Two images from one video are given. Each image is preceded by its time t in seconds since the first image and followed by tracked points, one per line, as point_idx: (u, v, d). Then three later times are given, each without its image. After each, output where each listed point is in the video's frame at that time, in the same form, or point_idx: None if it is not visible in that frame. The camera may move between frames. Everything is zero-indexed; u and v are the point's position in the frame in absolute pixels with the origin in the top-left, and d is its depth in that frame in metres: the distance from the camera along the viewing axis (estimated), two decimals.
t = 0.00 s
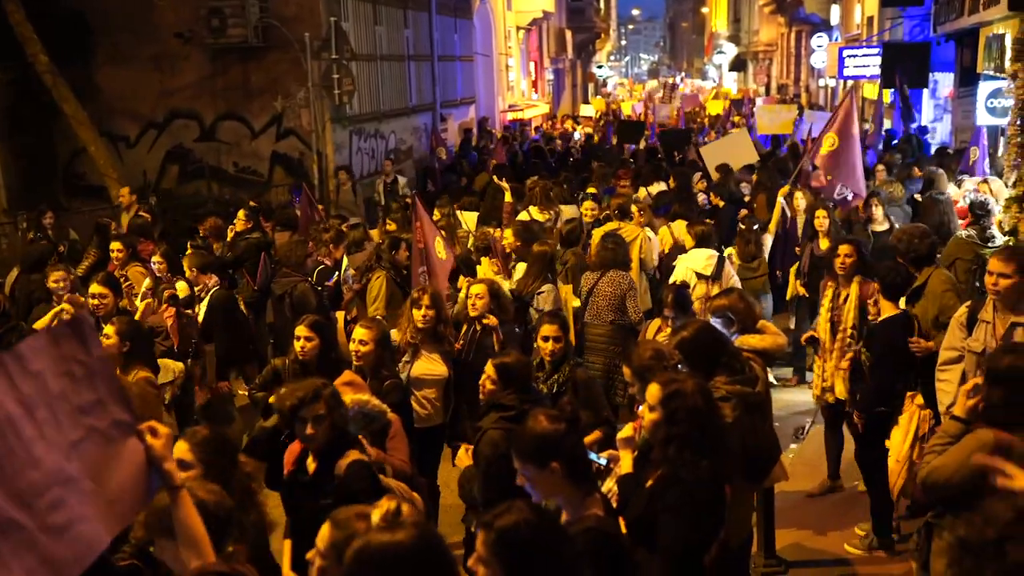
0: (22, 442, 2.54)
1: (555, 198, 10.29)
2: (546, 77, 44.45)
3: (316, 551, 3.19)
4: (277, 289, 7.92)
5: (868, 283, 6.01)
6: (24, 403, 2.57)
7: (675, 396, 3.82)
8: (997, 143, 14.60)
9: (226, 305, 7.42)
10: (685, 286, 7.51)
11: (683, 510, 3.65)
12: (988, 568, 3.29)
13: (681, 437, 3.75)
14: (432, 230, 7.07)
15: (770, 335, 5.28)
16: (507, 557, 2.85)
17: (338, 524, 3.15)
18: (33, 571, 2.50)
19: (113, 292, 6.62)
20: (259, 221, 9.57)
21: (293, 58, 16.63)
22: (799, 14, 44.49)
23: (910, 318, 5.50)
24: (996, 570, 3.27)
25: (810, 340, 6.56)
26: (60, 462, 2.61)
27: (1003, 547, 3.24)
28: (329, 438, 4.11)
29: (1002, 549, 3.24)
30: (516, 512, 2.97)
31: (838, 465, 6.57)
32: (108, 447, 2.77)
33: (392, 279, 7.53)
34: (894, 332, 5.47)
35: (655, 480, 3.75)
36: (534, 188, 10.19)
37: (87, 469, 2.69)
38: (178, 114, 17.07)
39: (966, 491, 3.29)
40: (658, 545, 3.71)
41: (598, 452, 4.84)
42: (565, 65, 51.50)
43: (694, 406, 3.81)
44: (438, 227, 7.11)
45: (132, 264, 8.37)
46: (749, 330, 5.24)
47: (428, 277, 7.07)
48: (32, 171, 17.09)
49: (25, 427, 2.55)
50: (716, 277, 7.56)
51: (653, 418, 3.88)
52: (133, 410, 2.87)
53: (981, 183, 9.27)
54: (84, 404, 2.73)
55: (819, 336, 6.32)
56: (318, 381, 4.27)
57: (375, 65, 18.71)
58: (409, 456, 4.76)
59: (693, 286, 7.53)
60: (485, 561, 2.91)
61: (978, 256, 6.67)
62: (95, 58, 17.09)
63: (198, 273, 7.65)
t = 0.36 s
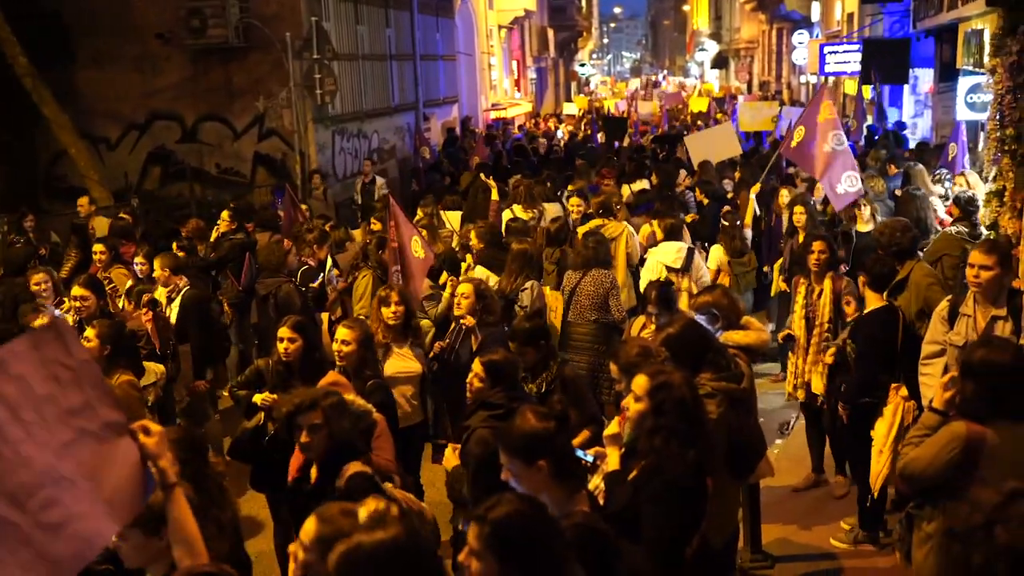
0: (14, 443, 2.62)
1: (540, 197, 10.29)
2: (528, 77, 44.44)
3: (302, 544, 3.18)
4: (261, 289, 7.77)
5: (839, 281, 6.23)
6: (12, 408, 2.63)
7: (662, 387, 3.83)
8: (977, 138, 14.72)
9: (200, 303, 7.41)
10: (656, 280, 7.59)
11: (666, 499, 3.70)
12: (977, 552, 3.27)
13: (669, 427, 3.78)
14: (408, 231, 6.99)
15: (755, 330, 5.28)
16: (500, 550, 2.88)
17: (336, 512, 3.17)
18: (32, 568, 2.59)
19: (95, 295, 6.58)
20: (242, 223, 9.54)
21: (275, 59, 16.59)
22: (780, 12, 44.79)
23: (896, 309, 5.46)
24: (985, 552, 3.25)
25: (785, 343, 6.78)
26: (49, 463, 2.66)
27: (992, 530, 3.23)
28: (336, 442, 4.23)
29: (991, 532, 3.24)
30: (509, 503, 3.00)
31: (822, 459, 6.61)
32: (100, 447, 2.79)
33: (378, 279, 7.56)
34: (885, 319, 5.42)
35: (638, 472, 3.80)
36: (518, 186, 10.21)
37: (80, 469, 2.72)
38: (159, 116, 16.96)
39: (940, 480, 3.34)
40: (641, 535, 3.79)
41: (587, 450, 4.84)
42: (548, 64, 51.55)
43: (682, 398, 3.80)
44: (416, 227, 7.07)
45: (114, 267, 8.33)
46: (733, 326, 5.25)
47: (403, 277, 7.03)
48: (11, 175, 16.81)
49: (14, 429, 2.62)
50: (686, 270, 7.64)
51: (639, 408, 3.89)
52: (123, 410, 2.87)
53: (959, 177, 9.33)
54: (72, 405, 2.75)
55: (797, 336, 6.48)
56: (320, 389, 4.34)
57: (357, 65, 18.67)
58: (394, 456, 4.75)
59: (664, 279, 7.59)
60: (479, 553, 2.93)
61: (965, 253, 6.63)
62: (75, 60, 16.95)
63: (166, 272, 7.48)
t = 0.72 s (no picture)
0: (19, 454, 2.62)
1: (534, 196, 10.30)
2: (522, 75, 44.45)
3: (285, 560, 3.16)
4: (255, 290, 7.73)
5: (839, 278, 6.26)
6: (12, 417, 2.62)
7: (655, 386, 3.84)
8: (969, 134, 14.76)
9: (184, 303, 7.39)
10: (645, 275, 7.60)
11: (659, 496, 3.71)
12: (977, 547, 3.14)
13: (661, 425, 3.81)
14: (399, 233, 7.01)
15: (750, 329, 5.28)
16: (500, 547, 2.88)
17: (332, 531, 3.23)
18: None
19: (88, 296, 6.56)
20: (236, 223, 9.53)
21: (267, 59, 16.54)
22: (772, 9, 44.92)
23: (888, 305, 5.48)
24: (985, 548, 3.13)
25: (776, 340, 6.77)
26: (48, 475, 2.66)
27: (991, 525, 3.14)
28: (332, 449, 4.22)
29: (991, 527, 3.14)
30: (509, 499, 2.98)
31: (817, 457, 6.63)
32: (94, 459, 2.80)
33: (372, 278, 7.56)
34: (878, 317, 5.43)
35: (631, 469, 3.79)
36: (513, 185, 10.22)
37: (76, 481, 2.73)
38: (152, 116, 16.92)
39: (936, 478, 3.35)
40: (635, 533, 3.76)
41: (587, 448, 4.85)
42: (541, 62, 51.56)
43: (676, 396, 3.83)
44: (407, 227, 7.05)
45: (109, 268, 8.32)
46: (728, 324, 5.26)
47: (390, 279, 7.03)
48: (10, 175, 17.14)
49: (18, 440, 2.62)
50: (672, 263, 7.67)
51: (631, 405, 3.90)
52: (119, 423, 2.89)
53: (948, 175, 9.31)
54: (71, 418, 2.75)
55: (792, 338, 6.40)
56: (324, 392, 4.33)
57: (350, 65, 18.64)
58: (389, 456, 4.76)
59: (653, 274, 7.59)
60: (477, 551, 2.93)
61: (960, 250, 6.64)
62: (67, 59, 16.88)
63: (153, 275, 7.59)
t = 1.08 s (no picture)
0: (25, 439, 2.69)
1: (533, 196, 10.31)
2: (519, 75, 44.41)
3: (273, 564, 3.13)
4: (254, 290, 7.72)
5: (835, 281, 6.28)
6: (23, 398, 2.72)
7: (663, 385, 3.88)
8: (968, 133, 14.78)
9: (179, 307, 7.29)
10: (652, 272, 7.59)
11: (664, 494, 3.69)
12: (984, 540, 2.93)
13: (668, 425, 3.83)
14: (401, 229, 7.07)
15: (748, 328, 5.29)
16: (496, 553, 2.88)
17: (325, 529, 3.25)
18: (35, 569, 2.67)
19: (85, 295, 6.54)
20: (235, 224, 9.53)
21: (265, 59, 16.57)
22: (770, 9, 45.01)
23: (887, 304, 5.50)
24: (992, 540, 2.92)
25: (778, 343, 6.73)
26: (55, 460, 2.75)
27: (998, 517, 2.95)
28: (337, 444, 4.25)
29: (998, 520, 2.95)
30: (505, 507, 2.99)
31: (815, 456, 6.63)
32: (91, 446, 2.90)
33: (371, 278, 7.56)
34: (878, 316, 5.45)
35: (633, 465, 3.79)
36: (512, 185, 10.25)
37: (76, 468, 2.82)
38: (151, 117, 16.89)
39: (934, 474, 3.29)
40: (637, 530, 3.76)
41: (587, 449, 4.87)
42: (538, 62, 51.53)
43: (682, 396, 3.86)
44: (407, 227, 7.14)
45: (108, 268, 8.32)
46: (727, 322, 5.27)
47: (390, 276, 7.13)
48: (9, 175, 16.71)
49: (27, 425, 2.70)
50: (678, 260, 7.66)
51: (638, 403, 3.94)
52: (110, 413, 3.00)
53: (946, 174, 9.26)
54: (68, 403, 2.85)
55: (793, 340, 6.37)
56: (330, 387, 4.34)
57: (348, 65, 18.63)
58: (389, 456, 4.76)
59: (659, 271, 7.59)
60: (474, 559, 2.93)
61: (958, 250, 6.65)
62: (65, 60, 16.83)
63: (151, 277, 7.54)
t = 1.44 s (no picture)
0: (20, 440, 2.52)
1: (536, 195, 10.31)
2: (521, 74, 44.39)
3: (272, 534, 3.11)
4: (256, 290, 7.71)
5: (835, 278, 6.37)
6: (13, 401, 2.53)
7: (664, 383, 3.84)
8: (970, 131, 14.76)
9: (179, 309, 7.21)
10: (655, 270, 7.58)
11: (667, 492, 3.70)
12: (988, 547, 3.07)
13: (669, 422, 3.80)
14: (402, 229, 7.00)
15: (751, 326, 5.29)
16: (507, 538, 3.03)
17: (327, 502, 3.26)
18: (51, 569, 2.52)
19: (88, 296, 6.55)
20: (238, 224, 9.55)
21: (267, 59, 16.55)
22: (772, 7, 45.00)
23: (888, 303, 5.49)
24: (996, 547, 3.06)
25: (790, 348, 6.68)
26: (53, 462, 2.58)
27: (1001, 525, 3.07)
28: (342, 438, 4.24)
29: (1000, 527, 3.07)
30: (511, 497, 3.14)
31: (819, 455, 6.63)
32: (88, 445, 2.72)
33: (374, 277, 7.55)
34: (879, 314, 5.42)
35: (636, 463, 3.78)
36: (514, 184, 10.27)
37: (77, 467, 2.66)
38: (152, 118, 16.91)
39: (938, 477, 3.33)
40: (641, 527, 3.77)
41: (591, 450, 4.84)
42: (540, 61, 51.56)
43: (683, 394, 3.82)
44: (408, 227, 7.06)
45: (111, 268, 8.36)
46: (729, 321, 5.26)
47: (396, 275, 7.02)
48: (9, 175, 17.00)
49: (20, 425, 2.52)
50: (682, 258, 7.67)
51: (642, 403, 3.90)
52: (106, 407, 2.81)
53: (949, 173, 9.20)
54: (62, 403, 2.65)
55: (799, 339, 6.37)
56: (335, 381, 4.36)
57: (349, 65, 18.62)
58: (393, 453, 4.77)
59: (664, 270, 7.59)
60: (486, 546, 3.08)
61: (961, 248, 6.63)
62: (65, 60, 16.86)
63: (153, 278, 7.53)
